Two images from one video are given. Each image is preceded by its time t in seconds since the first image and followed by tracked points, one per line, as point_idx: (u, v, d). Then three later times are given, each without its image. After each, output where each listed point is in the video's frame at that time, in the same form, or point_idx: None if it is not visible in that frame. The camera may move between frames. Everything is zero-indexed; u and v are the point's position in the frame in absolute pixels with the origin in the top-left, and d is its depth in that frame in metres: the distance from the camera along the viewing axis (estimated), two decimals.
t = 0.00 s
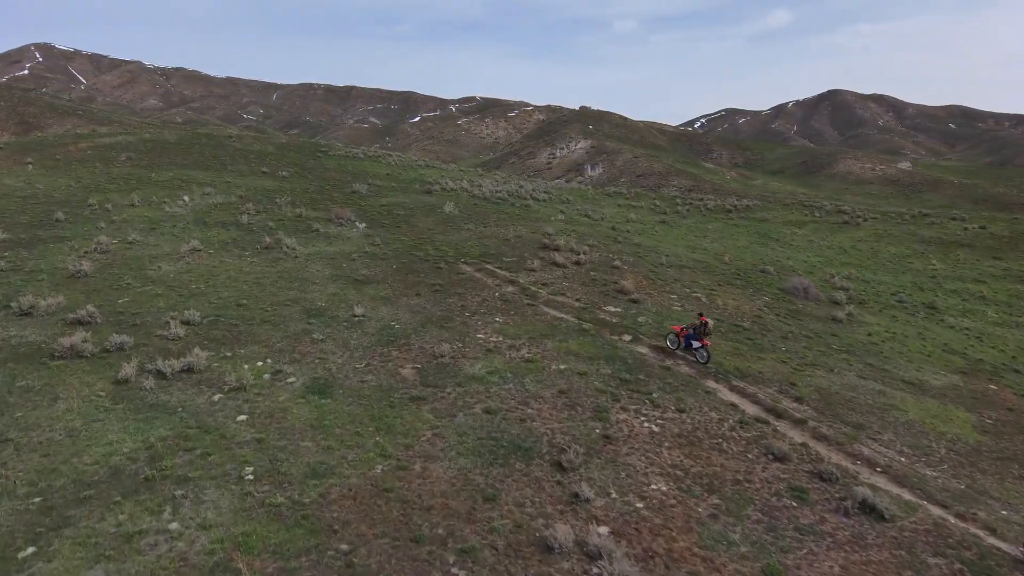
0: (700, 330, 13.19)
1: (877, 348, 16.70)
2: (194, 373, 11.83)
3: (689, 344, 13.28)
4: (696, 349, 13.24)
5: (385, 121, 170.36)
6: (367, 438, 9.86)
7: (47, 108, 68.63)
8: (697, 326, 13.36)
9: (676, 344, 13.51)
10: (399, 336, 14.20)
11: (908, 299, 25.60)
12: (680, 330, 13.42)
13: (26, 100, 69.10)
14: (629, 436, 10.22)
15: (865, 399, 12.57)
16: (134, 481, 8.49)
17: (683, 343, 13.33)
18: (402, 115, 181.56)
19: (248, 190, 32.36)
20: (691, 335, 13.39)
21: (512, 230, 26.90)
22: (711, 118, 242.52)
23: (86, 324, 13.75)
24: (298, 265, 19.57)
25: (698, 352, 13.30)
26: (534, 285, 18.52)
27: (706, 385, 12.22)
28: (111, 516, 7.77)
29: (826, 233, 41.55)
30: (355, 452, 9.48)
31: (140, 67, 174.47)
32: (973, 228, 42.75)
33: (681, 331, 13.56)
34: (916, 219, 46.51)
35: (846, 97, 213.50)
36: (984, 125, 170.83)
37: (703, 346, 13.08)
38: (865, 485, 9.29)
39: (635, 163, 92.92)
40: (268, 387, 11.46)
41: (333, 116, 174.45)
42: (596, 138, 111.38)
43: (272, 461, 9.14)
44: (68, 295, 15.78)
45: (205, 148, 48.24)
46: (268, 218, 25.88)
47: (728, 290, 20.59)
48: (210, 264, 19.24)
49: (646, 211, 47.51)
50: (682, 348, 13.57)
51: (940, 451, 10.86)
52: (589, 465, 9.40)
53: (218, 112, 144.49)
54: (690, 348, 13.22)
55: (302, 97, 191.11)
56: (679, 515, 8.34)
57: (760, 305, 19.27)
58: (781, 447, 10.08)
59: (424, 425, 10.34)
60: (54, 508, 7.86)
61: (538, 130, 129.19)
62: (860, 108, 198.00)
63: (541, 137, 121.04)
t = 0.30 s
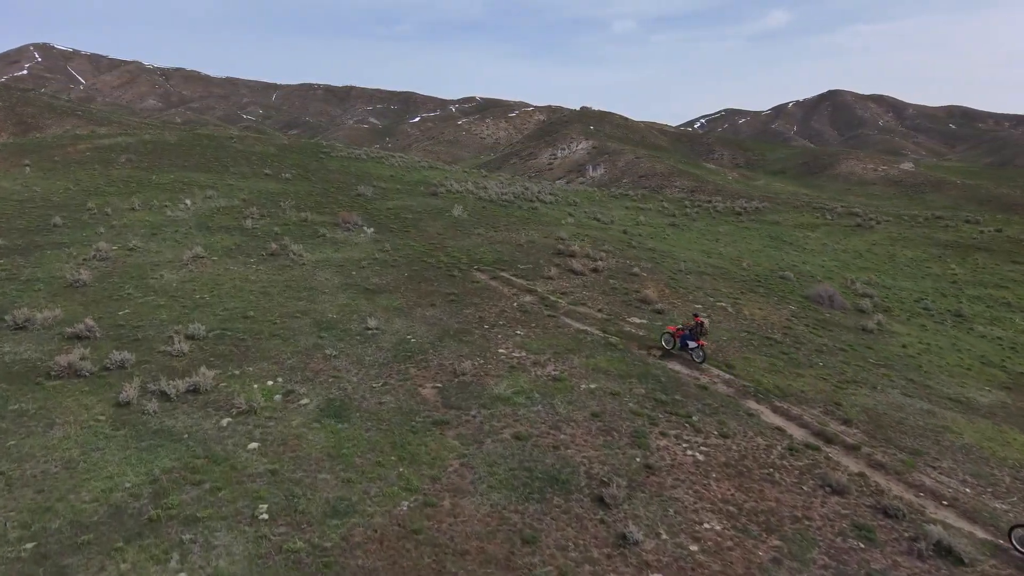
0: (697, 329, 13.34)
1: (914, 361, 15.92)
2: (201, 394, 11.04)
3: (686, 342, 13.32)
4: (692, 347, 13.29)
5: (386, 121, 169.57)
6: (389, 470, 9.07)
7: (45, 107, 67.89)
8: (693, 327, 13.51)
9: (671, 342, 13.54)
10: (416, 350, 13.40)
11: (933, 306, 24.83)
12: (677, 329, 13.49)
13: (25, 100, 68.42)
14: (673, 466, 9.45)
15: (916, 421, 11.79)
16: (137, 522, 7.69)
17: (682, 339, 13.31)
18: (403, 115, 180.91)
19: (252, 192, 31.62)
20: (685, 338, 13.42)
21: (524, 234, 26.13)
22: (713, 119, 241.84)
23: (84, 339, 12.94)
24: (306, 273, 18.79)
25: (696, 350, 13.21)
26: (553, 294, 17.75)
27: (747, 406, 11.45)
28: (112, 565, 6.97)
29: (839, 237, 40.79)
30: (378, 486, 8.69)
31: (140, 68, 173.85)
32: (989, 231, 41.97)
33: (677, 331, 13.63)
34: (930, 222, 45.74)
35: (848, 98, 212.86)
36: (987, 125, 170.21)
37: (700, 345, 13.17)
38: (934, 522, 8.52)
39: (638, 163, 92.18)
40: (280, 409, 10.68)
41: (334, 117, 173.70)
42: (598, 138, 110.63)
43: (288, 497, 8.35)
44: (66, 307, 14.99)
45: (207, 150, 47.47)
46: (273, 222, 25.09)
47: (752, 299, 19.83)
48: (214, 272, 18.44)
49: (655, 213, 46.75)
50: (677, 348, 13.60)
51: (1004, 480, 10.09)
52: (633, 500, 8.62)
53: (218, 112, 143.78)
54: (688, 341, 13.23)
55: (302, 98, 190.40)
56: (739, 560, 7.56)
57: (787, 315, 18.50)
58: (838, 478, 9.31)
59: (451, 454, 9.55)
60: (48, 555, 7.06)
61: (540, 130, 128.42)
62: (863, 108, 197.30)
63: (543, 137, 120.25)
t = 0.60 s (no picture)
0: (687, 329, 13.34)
1: (952, 377, 15.19)
2: (204, 419, 10.28)
3: (676, 342, 13.29)
4: (683, 348, 13.26)
5: (386, 122, 168.85)
6: (411, 507, 8.33)
7: (43, 108, 67.22)
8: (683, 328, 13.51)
9: (661, 343, 13.52)
10: (432, 367, 12.66)
11: (957, 314, 24.10)
12: (667, 330, 13.49)
13: (23, 101, 67.75)
14: (718, 501, 8.71)
15: (968, 446, 11.06)
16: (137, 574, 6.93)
17: (672, 339, 13.28)
18: (403, 116, 180.20)
19: (253, 196, 30.91)
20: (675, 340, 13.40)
21: (535, 240, 25.41)
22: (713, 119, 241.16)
23: (80, 358, 12.18)
24: (312, 282, 18.05)
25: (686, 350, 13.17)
26: (570, 305, 17.01)
27: (789, 430, 10.71)
28: None
29: (852, 241, 40.06)
30: (399, 527, 7.94)
31: (139, 69, 173.21)
32: (1004, 234, 41.22)
33: (667, 332, 13.63)
34: (942, 225, 45.00)
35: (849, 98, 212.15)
36: (989, 126, 169.56)
37: (690, 345, 13.13)
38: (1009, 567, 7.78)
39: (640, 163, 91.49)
40: (290, 436, 9.93)
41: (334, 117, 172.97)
42: (600, 139, 109.96)
43: (302, 541, 7.59)
44: (63, 320, 14.25)
45: (207, 152, 46.73)
46: (276, 228, 24.37)
47: (775, 309, 19.10)
48: (217, 282, 17.69)
49: (662, 216, 46.03)
50: (667, 348, 13.58)
51: None
52: (679, 542, 7.87)
53: (218, 113, 143.03)
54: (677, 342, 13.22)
55: (302, 98, 189.70)
56: None
57: (814, 326, 17.76)
58: (899, 516, 8.56)
59: (476, 488, 8.80)
60: None
61: (541, 130, 127.73)
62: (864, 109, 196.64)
63: (544, 138, 119.52)
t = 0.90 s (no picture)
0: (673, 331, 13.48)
1: (989, 393, 14.48)
2: (206, 448, 9.56)
3: (662, 344, 13.44)
4: (668, 349, 13.40)
5: (386, 123, 168.08)
6: (431, 552, 7.60)
7: (40, 109, 66.52)
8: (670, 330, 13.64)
9: (648, 344, 13.69)
10: (447, 387, 11.94)
11: (979, 322, 23.40)
12: (654, 331, 13.62)
13: (21, 102, 67.07)
14: (765, 543, 7.98)
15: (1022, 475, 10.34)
16: None
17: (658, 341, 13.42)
18: (403, 116, 179.47)
19: (254, 200, 30.20)
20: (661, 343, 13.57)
21: (544, 246, 24.70)
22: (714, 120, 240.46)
23: (74, 379, 11.48)
24: (317, 293, 17.34)
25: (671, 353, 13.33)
26: (587, 317, 16.32)
27: (832, 459, 10.00)
28: None
29: (863, 244, 39.36)
30: None
31: (138, 70, 172.59)
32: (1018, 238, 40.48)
33: (655, 333, 13.80)
34: (954, 229, 44.30)
35: (850, 99, 211.56)
36: (991, 127, 168.92)
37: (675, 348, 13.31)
38: None
39: (643, 163, 90.82)
40: (298, 467, 9.22)
41: (334, 118, 172.31)
42: (602, 140, 109.25)
43: None
44: (56, 337, 13.54)
45: (207, 154, 46.04)
46: (279, 234, 23.67)
47: (798, 320, 18.41)
48: (218, 293, 16.98)
49: (669, 219, 45.37)
50: (654, 349, 13.74)
51: None
52: None
53: (217, 114, 142.41)
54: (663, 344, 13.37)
55: (302, 99, 189.00)
56: None
57: (840, 339, 17.05)
58: (964, 559, 7.85)
59: (501, 528, 8.08)
60: None
61: (543, 131, 127.04)
62: (866, 110, 195.99)
63: (545, 138, 118.83)
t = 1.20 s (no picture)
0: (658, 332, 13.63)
1: None
2: (207, 482, 8.83)
3: (649, 344, 13.54)
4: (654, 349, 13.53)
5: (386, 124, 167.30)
6: None
7: (38, 109, 65.69)
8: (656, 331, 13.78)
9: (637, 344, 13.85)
10: (464, 410, 11.24)
11: (1004, 331, 22.69)
12: (642, 331, 13.75)
13: (19, 102, 66.33)
14: None
15: None
16: None
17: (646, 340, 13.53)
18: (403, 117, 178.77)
19: (255, 205, 29.49)
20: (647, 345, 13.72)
21: (555, 253, 24.01)
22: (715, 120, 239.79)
23: (66, 403, 10.75)
24: (323, 304, 16.64)
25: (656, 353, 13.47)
26: (605, 331, 15.61)
27: (881, 492, 9.29)
28: None
29: (875, 249, 38.69)
30: None
31: (138, 70, 171.91)
32: None
33: (643, 332, 13.93)
34: (965, 233, 43.62)
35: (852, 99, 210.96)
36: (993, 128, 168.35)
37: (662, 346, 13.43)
38: None
39: (645, 164, 90.17)
40: (307, 504, 8.50)
41: (334, 119, 171.68)
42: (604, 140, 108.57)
43: None
44: (49, 354, 12.81)
45: (208, 157, 45.33)
46: (281, 241, 22.98)
47: (822, 332, 17.71)
48: (220, 305, 16.26)
49: (676, 223, 44.70)
50: (642, 348, 13.89)
51: None
52: None
53: (216, 115, 141.77)
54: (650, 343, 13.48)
55: (301, 99, 188.23)
56: None
57: (868, 352, 16.35)
58: None
59: None
60: None
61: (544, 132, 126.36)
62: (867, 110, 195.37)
63: (546, 139, 118.14)
